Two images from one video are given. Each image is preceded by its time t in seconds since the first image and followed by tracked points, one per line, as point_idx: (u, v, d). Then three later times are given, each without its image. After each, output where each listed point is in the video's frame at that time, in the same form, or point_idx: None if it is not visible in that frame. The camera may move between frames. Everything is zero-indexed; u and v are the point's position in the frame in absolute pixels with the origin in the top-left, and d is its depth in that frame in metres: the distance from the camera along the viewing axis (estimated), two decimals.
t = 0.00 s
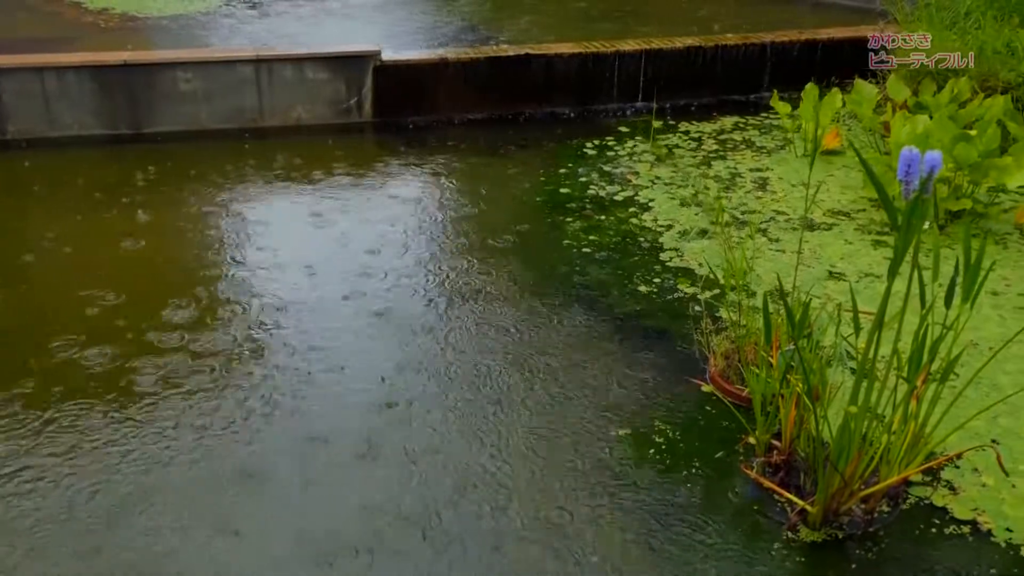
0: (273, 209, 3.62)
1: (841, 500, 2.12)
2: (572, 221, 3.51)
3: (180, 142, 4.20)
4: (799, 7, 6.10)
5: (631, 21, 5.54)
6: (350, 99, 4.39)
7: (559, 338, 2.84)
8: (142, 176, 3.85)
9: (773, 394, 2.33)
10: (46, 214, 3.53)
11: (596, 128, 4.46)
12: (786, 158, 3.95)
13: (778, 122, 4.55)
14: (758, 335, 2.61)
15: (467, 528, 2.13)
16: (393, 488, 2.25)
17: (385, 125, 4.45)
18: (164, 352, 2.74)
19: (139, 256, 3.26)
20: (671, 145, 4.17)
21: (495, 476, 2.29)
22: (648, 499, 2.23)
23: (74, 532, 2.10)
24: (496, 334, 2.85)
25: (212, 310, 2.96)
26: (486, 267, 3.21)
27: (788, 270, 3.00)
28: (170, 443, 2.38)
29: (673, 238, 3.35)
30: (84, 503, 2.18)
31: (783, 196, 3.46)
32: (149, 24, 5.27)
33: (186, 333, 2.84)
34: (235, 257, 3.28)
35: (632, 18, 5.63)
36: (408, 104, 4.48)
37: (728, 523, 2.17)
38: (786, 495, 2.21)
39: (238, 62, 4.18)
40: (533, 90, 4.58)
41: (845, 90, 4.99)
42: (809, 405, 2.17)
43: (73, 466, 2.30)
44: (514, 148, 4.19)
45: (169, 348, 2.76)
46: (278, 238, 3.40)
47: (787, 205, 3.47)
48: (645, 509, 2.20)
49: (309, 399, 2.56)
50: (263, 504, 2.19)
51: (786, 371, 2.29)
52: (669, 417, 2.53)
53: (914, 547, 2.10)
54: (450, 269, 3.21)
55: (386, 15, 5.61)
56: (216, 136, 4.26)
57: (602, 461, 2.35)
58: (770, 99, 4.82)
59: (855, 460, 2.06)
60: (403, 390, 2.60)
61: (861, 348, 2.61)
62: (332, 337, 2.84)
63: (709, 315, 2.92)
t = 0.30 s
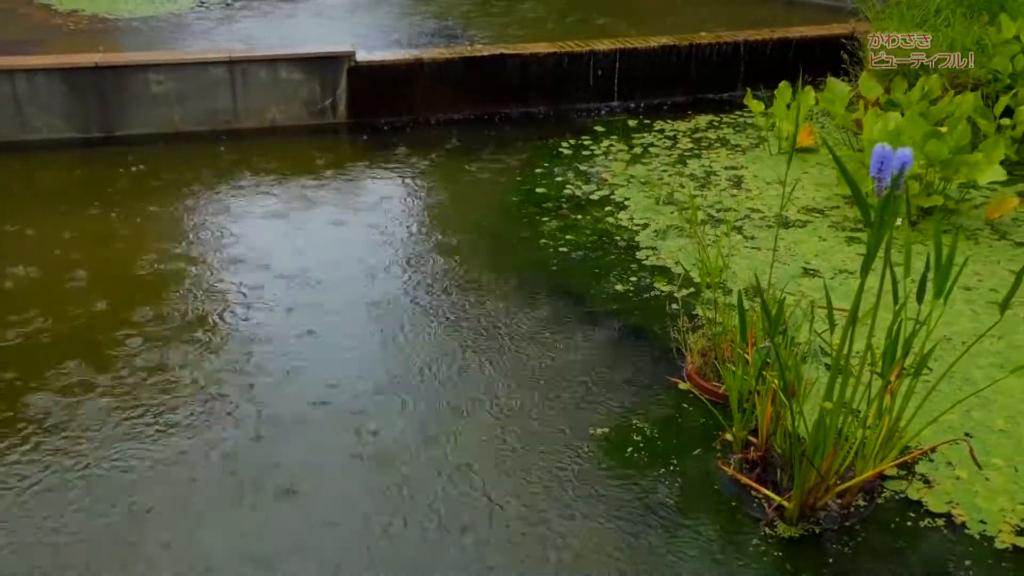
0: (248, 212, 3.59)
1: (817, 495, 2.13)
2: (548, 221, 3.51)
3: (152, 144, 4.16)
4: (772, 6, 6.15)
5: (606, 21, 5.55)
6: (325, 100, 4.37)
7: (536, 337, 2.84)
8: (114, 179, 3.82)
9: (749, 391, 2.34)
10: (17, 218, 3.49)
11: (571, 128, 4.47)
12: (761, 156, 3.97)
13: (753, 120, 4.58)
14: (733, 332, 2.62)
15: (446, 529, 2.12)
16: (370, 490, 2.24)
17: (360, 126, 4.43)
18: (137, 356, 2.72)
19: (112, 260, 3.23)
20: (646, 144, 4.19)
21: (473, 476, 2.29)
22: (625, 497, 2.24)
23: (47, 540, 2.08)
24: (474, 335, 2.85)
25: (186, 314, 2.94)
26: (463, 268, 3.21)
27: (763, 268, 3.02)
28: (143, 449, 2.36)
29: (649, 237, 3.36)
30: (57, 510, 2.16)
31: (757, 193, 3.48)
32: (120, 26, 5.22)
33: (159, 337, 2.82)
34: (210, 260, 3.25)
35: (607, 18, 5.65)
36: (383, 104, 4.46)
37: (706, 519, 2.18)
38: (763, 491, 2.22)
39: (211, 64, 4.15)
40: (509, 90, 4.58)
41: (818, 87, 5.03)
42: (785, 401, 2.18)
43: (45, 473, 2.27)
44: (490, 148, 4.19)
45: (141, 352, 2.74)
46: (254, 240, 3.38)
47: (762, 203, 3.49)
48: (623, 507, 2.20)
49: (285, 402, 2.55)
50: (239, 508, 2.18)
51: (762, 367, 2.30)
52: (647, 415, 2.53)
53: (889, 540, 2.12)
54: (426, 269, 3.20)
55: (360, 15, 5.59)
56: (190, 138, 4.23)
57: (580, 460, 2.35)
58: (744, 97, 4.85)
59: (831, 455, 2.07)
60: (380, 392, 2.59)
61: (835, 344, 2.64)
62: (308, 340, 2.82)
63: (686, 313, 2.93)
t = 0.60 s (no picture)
0: (228, 214, 3.57)
1: (798, 491, 2.14)
2: (529, 221, 3.51)
3: (130, 146, 4.13)
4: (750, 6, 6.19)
5: (585, 21, 5.57)
6: (303, 101, 4.35)
7: (518, 337, 2.84)
8: (93, 182, 3.79)
9: (730, 388, 2.34)
10: None
11: (551, 127, 4.48)
12: (740, 154, 3.99)
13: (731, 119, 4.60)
14: (713, 330, 2.63)
15: (430, 530, 2.12)
16: (353, 492, 2.23)
17: (340, 127, 4.42)
18: (115, 359, 2.70)
19: (88, 263, 3.20)
20: (626, 143, 4.20)
21: (456, 477, 2.28)
22: (608, 496, 2.24)
23: (23, 545, 2.05)
24: (456, 335, 2.84)
25: (165, 317, 2.92)
26: (444, 268, 3.20)
27: (744, 266, 3.03)
28: (122, 453, 2.34)
29: (630, 236, 3.36)
30: (34, 515, 2.14)
31: (737, 192, 3.50)
32: (96, 27, 5.18)
33: (138, 340, 2.80)
34: (190, 263, 3.23)
35: (586, 18, 5.66)
36: (363, 105, 4.45)
37: (688, 517, 2.18)
38: (744, 488, 2.22)
39: (189, 65, 4.13)
40: (488, 90, 4.58)
41: (796, 86, 5.06)
42: (766, 398, 2.18)
43: (22, 479, 2.25)
44: (470, 149, 4.18)
45: (120, 356, 2.72)
46: (234, 243, 3.36)
47: (741, 201, 3.51)
48: (605, 507, 2.20)
49: (265, 404, 2.53)
50: (220, 512, 2.16)
51: (743, 365, 2.31)
52: (630, 413, 2.54)
53: (870, 536, 2.13)
54: (408, 270, 3.20)
55: (338, 17, 5.58)
56: (167, 140, 4.20)
57: (563, 459, 2.35)
58: (723, 96, 4.88)
59: (812, 451, 2.08)
60: (361, 394, 2.58)
61: (814, 341, 2.65)
62: (289, 342, 2.81)
63: (667, 312, 2.94)
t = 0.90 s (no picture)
0: (210, 216, 3.55)
1: (782, 488, 2.14)
2: (512, 221, 3.51)
3: (110, 148, 4.10)
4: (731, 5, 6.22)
5: (567, 20, 5.58)
6: (285, 102, 4.34)
7: (502, 337, 2.84)
8: (74, 185, 3.76)
9: (713, 387, 2.35)
10: None
11: (534, 127, 4.48)
12: (722, 153, 4.01)
13: (714, 118, 4.62)
14: (696, 327, 2.64)
15: (415, 532, 2.11)
16: (337, 494, 2.22)
17: (322, 128, 4.41)
18: (94, 363, 2.68)
19: (67, 266, 3.18)
20: (609, 143, 4.21)
21: (440, 478, 2.28)
22: (593, 495, 2.24)
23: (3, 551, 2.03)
24: (440, 335, 2.84)
25: (145, 320, 2.90)
26: (428, 269, 3.20)
27: (727, 265, 3.05)
28: (103, 457, 2.32)
29: (614, 235, 3.37)
30: (13, 521, 2.12)
31: (719, 191, 3.51)
32: (75, 29, 5.14)
33: (119, 343, 2.78)
34: (172, 266, 3.21)
35: (568, 18, 5.66)
36: (345, 106, 4.45)
37: (672, 515, 2.18)
38: (728, 486, 2.22)
39: (169, 66, 4.11)
40: (471, 90, 4.58)
41: (778, 85, 5.09)
42: (749, 396, 2.19)
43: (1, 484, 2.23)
44: (454, 149, 4.18)
45: (100, 359, 2.70)
46: (217, 245, 3.34)
47: (723, 200, 3.52)
48: (590, 506, 2.20)
49: (248, 407, 2.52)
50: (203, 516, 2.14)
51: (726, 363, 2.32)
52: (613, 412, 2.54)
53: (854, 532, 2.14)
54: (391, 271, 3.19)
55: (320, 17, 5.56)
56: (148, 142, 4.17)
57: (548, 459, 2.35)
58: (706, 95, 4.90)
59: (795, 448, 2.09)
60: (345, 395, 2.57)
61: (796, 338, 2.67)
62: (271, 344, 2.79)
63: (650, 311, 2.95)
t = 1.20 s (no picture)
0: (196, 217, 3.54)
1: (769, 485, 2.15)
2: (498, 221, 3.51)
3: (94, 150, 4.07)
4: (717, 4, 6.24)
5: (552, 20, 5.58)
6: (270, 103, 4.33)
7: (489, 337, 2.84)
8: (58, 187, 3.74)
9: (700, 385, 2.35)
10: None
11: (520, 127, 4.48)
12: (708, 152, 4.03)
13: (699, 117, 4.63)
14: (682, 325, 2.64)
15: (403, 533, 2.11)
16: (325, 496, 2.21)
17: (307, 128, 4.40)
18: (80, 366, 2.67)
19: (51, 269, 3.16)
20: (595, 142, 4.21)
21: (429, 479, 2.27)
22: (582, 494, 2.24)
23: None
24: (428, 336, 2.84)
25: (131, 322, 2.89)
26: (414, 269, 3.20)
27: (712, 264, 3.06)
28: (88, 461, 2.31)
29: (600, 234, 3.38)
30: None
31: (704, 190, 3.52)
32: (57, 30, 5.11)
33: (104, 345, 2.77)
34: (158, 267, 3.19)
35: (553, 18, 5.67)
36: (330, 106, 4.43)
37: (660, 514, 2.19)
38: (715, 484, 2.23)
39: (153, 67, 4.09)
40: (456, 90, 4.58)
41: (763, 83, 5.11)
42: (735, 394, 2.19)
43: None
44: (440, 149, 4.18)
45: (84, 361, 2.69)
46: (203, 247, 3.33)
47: (709, 199, 3.53)
48: (578, 506, 2.20)
49: (234, 409, 2.51)
50: (189, 518, 2.14)
51: (713, 361, 2.32)
52: (601, 411, 2.54)
53: (840, 529, 2.15)
54: (377, 271, 3.19)
55: (304, 17, 5.55)
56: (133, 143, 4.15)
57: (536, 459, 2.35)
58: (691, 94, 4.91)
59: (781, 446, 2.10)
60: (332, 396, 2.56)
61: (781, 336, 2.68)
62: (258, 346, 2.78)
63: (638, 310, 2.96)
